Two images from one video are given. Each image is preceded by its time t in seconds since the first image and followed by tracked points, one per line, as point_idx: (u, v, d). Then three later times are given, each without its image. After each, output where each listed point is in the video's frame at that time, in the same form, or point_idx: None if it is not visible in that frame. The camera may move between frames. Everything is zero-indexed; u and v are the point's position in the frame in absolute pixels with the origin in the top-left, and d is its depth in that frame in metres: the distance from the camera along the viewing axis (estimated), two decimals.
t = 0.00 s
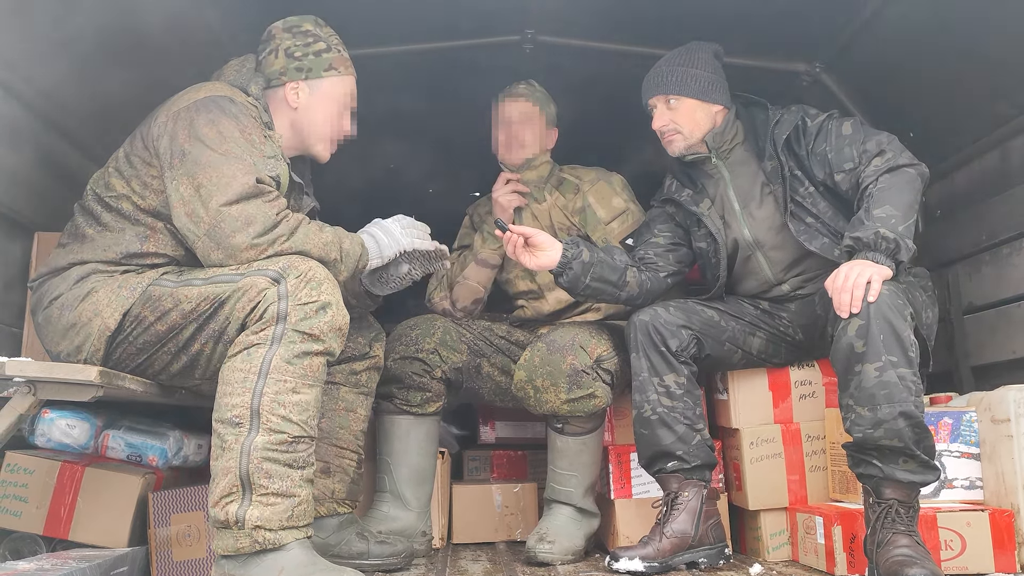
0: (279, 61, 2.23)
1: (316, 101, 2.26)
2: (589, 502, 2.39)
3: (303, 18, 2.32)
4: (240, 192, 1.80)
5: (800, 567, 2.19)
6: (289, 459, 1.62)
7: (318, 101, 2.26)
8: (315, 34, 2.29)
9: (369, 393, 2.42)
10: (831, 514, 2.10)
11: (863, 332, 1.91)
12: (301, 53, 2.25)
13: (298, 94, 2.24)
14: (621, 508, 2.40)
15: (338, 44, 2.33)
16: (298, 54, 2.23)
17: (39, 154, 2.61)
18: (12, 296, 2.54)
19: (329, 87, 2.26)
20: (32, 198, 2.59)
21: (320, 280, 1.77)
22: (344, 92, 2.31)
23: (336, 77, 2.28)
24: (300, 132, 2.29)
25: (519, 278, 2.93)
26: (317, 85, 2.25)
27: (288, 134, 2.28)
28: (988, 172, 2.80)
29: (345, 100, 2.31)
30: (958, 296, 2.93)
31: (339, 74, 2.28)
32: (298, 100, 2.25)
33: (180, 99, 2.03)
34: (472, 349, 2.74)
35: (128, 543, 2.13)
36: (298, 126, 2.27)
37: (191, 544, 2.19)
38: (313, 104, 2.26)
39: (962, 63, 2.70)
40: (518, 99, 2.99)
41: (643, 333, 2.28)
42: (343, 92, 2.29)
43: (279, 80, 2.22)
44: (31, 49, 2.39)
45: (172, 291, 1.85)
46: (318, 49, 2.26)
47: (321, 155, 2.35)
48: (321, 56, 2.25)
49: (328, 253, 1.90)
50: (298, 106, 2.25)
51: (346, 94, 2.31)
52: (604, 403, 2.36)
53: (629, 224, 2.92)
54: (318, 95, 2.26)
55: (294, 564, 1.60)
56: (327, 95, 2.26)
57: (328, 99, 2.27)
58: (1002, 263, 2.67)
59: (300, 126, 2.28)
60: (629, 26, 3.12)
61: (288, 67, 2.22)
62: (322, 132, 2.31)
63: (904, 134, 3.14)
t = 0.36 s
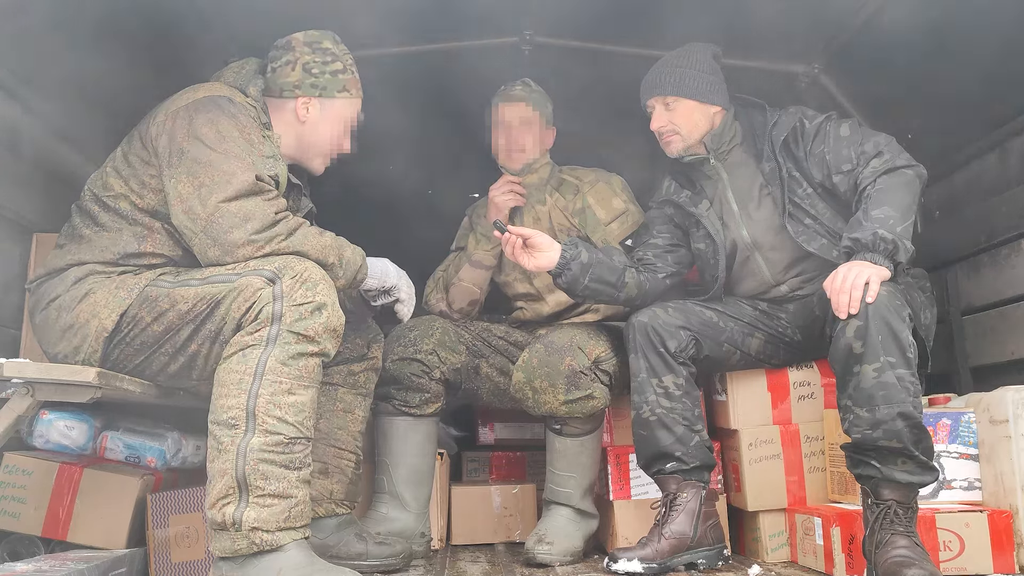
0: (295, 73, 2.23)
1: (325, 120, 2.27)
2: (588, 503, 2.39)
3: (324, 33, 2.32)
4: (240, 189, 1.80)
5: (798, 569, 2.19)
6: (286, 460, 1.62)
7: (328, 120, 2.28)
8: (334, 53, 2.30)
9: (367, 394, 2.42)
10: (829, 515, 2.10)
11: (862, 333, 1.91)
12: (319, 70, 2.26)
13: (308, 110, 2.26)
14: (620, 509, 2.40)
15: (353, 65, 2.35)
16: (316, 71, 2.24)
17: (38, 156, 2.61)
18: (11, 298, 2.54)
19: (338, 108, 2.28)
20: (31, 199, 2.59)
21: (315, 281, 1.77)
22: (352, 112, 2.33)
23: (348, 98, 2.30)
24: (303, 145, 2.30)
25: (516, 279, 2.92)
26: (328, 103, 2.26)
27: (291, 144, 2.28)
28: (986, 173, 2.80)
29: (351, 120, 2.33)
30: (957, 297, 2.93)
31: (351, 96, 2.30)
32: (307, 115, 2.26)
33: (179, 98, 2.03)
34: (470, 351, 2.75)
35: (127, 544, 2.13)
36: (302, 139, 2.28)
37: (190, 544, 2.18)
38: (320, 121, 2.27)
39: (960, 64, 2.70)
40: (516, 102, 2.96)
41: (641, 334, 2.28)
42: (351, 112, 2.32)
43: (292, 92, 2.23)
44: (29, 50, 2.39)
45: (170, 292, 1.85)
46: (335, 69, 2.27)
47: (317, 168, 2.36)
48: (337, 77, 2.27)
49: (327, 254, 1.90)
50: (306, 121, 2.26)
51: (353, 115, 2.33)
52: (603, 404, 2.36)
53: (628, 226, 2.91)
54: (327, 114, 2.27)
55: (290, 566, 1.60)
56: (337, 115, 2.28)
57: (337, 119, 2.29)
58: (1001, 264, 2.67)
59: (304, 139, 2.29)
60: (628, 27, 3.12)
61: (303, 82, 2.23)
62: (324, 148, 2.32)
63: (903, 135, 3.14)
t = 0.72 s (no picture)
0: (300, 78, 2.26)
1: (329, 123, 2.30)
2: (588, 506, 2.39)
3: (325, 36, 2.34)
4: (242, 193, 1.81)
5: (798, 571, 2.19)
6: (287, 462, 1.62)
7: (331, 122, 2.31)
8: (337, 57, 2.33)
9: (368, 397, 2.42)
10: (830, 518, 2.10)
11: (861, 336, 1.91)
12: (323, 75, 2.29)
13: (313, 113, 2.28)
14: (620, 512, 2.40)
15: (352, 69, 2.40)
16: (321, 75, 2.27)
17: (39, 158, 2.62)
18: (12, 300, 2.54)
19: (341, 111, 2.31)
20: (31, 201, 2.59)
21: (318, 284, 1.77)
22: (352, 115, 2.37)
23: (349, 102, 2.34)
24: (306, 148, 2.32)
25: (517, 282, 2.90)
26: (332, 107, 2.29)
27: (294, 147, 2.30)
28: (987, 176, 2.80)
29: (351, 123, 2.37)
30: (956, 299, 2.93)
31: (352, 99, 2.34)
32: (312, 119, 2.28)
33: (183, 103, 2.04)
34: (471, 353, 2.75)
35: (127, 547, 2.13)
36: (305, 142, 2.30)
37: (190, 548, 2.20)
38: (323, 125, 2.30)
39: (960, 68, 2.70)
40: (522, 102, 2.97)
41: (641, 336, 2.28)
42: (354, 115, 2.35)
43: (297, 96, 2.25)
44: (31, 53, 2.39)
45: (171, 294, 1.85)
46: (339, 73, 2.31)
47: (316, 169, 2.39)
48: (341, 81, 2.31)
49: (328, 257, 1.90)
50: (310, 124, 2.28)
51: (353, 118, 2.37)
52: (603, 406, 2.37)
53: (631, 226, 2.91)
54: (331, 117, 2.30)
55: (291, 569, 1.60)
56: (340, 118, 2.32)
57: (339, 122, 2.33)
58: (1001, 267, 2.67)
59: (308, 142, 2.31)
60: (628, 30, 3.12)
61: (308, 87, 2.26)
62: (325, 150, 2.35)
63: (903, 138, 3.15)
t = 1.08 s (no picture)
0: (307, 86, 2.27)
1: (333, 130, 2.32)
2: (588, 507, 2.39)
3: (332, 44, 2.36)
4: (243, 198, 1.81)
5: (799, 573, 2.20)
6: (289, 465, 1.62)
7: (335, 130, 2.32)
8: (344, 66, 2.36)
9: (369, 400, 2.43)
10: (830, 520, 2.10)
11: (862, 339, 1.92)
12: (330, 84, 2.31)
13: (318, 120, 2.29)
14: (621, 514, 2.40)
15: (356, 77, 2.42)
16: (328, 85, 2.29)
17: (40, 162, 2.62)
18: (13, 303, 2.54)
19: (344, 118, 2.33)
20: (32, 204, 2.59)
21: (319, 287, 1.77)
22: (353, 122, 2.39)
23: (353, 109, 2.36)
24: (307, 153, 2.31)
25: (519, 285, 2.90)
26: (337, 114, 2.31)
27: (296, 152, 2.29)
28: (986, 179, 2.81)
29: (350, 129, 2.39)
30: (956, 302, 2.94)
31: (355, 107, 2.36)
32: (317, 125, 2.29)
33: (184, 107, 2.04)
34: (473, 356, 2.72)
35: (128, 550, 2.13)
36: (308, 146, 2.30)
37: (191, 551, 2.21)
38: (327, 132, 2.31)
39: (959, 71, 2.70)
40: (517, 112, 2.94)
41: (642, 339, 2.28)
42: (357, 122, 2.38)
43: (304, 104, 2.26)
44: (32, 57, 2.39)
45: (172, 298, 1.85)
46: (345, 82, 2.33)
47: (314, 171, 2.39)
48: (347, 90, 2.33)
49: (328, 260, 1.90)
50: (314, 131, 2.29)
51: (353, 124, 2.39)
52: (604, 405, 2.37)
53: (627, 225, 2.89)
54: (335, 125, 2.32)
55: (292, 572, 1.60)
56: (343, 125, 2.33)
57: (342, 128, 2.34)
58: (1000, 269, 2.68)
59: (310, 147, 2.31)
60: (628, 33, 3.13)
61: (315, 95, 2.27)
62: (325, 155, 2.36)
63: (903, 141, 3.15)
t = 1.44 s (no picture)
0: (311, 90, 2.27)
1: (334, 135, 2.33)
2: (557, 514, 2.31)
3: (337, 48, 2.36)
4: (242, 199, 1.81)
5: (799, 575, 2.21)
6: (289, 467, 1.62)
7: (336, 135, 2.33)
8: (349, 72, 2.37)
9: (369, 401, 2.43)
10: (830, 522, 2.11)
11: (862, 340, 1.92)
12: (334, 88, 2.31)
13: (320, 125, 2.29)
14: (621, 515, 2.41)
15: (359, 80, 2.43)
16: (332, 89, 2.29)
17: (41, 164, 2.62)
18: (14, 305, 2.55)
19: (345, 123, 2.33)
20: (34, 207, 2.60)
21: (320, 288, 1.78)
22: (354, 126, 2.40)
23: (355, 114, 2.36)
24: (309, 156, 2.32)
25: (519, 288, 2.91)
26: (338, 119, 2.31)
27: (297, 155, 2.30)
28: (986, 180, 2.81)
29: (351, 133, 2.39)
30: (956, 303, 2.94)
31: (357, 112, 2.37)
32: (318, 130, 2.29)
33: (184, 108, 2.04)
34: (474, 357, 2.73)
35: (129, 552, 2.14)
36: (308, 150, 2.31)
37: (192, 553, 2.20)
38: (329, 136, 2.32)
39: (959, 73, 2.71)
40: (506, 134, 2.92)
41: (642, 340, 2.27)
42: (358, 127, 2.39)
43: (306, 108, 2.26)
44: (34, 59, 2.40)
45: (172, 300, 1.86)
46: (349, 87, 2.34)
47: (314, 174, 2.40)
48: (349, 94, 2.33)
49: (329, 262, 1.90)
50: (315, 135, 2.29)
51: (354, 128, 2.39)
52: (598, 385, 2.34)
53: (625, 226, 2.87)
54: (337, 129, 2.32)
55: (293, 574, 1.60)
56: (344, 131, 2.34)
57: (343, 133, 2.35)
58: (1000, 270, 2.68)
59: (311, 151, 2.31)
60: (628, 34, 3.13)
61: (319, 99, 2.27)
62: (326, 159, 2.37)
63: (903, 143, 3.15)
